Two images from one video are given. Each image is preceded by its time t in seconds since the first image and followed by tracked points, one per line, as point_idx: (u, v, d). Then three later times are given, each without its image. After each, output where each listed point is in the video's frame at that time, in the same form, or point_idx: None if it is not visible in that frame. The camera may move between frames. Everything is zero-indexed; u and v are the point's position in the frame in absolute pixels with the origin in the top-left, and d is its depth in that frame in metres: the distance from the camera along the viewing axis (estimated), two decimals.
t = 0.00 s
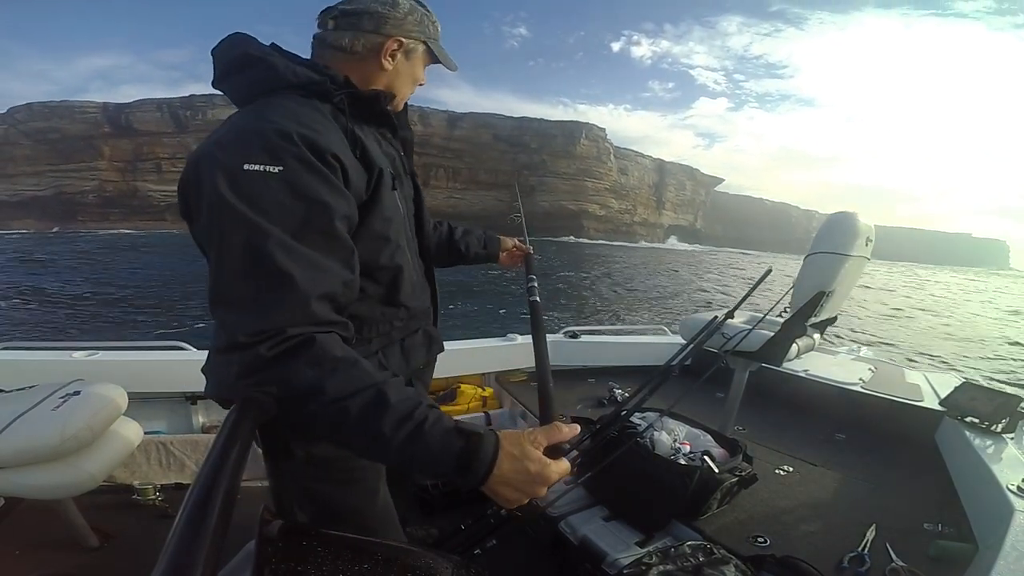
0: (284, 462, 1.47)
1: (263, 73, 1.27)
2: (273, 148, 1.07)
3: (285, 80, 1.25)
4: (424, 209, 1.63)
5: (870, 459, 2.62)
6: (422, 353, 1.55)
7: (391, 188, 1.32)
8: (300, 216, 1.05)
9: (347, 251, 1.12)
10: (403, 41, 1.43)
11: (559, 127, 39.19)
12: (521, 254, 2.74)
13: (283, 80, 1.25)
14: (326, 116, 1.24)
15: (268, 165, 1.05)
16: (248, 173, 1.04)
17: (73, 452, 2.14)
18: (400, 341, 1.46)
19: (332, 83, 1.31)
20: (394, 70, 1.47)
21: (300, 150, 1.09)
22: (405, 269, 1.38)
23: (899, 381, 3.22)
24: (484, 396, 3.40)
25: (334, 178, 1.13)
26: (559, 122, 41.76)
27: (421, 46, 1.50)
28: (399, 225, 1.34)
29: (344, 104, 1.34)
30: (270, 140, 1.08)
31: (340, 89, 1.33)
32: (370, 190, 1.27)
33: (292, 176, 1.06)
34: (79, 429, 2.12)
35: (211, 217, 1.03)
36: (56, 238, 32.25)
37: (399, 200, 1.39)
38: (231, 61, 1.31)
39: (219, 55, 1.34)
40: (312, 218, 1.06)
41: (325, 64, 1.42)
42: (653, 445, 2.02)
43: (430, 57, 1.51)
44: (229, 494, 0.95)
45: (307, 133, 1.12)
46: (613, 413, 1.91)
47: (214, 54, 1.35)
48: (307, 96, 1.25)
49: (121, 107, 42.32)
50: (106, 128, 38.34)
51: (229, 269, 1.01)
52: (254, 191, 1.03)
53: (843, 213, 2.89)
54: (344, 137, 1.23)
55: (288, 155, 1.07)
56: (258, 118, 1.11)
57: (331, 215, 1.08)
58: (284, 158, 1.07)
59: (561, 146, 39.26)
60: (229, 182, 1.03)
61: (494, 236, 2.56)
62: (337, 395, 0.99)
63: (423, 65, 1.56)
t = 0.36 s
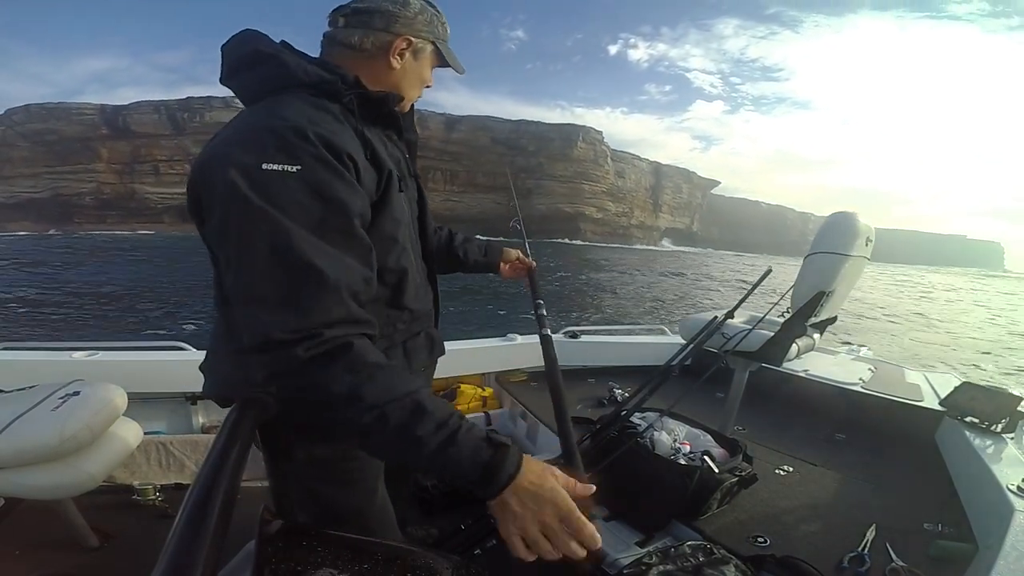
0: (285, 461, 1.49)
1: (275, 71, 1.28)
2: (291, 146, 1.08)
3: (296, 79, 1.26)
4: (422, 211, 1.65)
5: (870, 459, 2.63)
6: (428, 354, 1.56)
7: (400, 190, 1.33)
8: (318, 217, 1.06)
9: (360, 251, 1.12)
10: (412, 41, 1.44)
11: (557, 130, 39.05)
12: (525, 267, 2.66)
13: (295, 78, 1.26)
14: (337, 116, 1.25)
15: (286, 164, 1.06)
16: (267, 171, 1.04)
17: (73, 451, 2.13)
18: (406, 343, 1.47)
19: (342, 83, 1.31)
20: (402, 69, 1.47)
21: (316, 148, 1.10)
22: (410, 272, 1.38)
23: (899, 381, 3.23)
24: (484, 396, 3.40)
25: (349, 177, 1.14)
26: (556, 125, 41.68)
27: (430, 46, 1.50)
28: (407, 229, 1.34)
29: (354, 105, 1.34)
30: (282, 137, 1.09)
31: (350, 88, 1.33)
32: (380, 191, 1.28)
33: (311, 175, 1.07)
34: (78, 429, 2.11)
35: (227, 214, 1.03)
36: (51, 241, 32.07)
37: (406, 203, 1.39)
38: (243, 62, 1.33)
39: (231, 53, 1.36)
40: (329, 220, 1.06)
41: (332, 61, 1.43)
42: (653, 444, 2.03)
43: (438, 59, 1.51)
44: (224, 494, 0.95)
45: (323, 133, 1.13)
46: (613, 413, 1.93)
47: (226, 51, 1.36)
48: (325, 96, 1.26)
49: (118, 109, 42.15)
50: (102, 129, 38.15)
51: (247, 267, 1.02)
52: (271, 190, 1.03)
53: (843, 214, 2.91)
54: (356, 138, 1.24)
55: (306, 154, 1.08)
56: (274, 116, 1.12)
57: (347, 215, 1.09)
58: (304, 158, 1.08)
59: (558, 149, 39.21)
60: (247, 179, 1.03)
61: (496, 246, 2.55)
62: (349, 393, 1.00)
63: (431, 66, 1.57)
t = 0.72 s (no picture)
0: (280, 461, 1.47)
1: (276, 65, 1.28)
2: (321, 143, 1.16)
3: (301, 75, 1.26)
4: (418, 208, 1.60)
5: (870, 459, 2.63)
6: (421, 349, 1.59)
7: (400, 191, 1.35)
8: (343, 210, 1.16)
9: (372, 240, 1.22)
10: (409, 38, 1.44)
11: (554, 130, 38.96)
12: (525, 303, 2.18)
13: (296, 74, 1.26)
14: (339, 115, 1.26)
15: (321, 160, 1.15)
16: (305, 168, 1.13)
17: (72, 452, 2.12)
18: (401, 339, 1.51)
19: (344, 82, 1.31)
20: (398, 67, 1.47)
21: (343, 144, 1.19)
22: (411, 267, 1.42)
23: (898, 381, 3.24)
24: (484, 396, 3.41)
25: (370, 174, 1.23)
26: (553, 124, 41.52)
27: (426, 44, 1.50)
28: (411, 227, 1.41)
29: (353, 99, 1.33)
30: (308, 133, 1.16)
31: (350, 88, 1.32)
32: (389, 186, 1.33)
33: (345, 169, 1.16)
34: (78, 430, 2.11)
35: (261, 204, 1.11)
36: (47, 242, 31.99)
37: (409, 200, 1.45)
38: (241, 54, 1.33)
39: (224, 47, 1.35)
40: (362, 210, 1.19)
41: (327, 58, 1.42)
42: (652, 444, 2.03)
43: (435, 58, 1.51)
44: (226, 492, 0.94)
45: (344, 133, 1.20)
46: (612, 412, 1.94)
47: (224, 40, 1.35)
48: (336, 94, 1.28)
49: (114, 111, 41.97)
50: (97, 131, 38.01)
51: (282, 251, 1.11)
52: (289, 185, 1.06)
53: (843, 213, 2.91)
54: (367, 138, 1.28)
55: (332, 151, 1.17)
56: (287, 111, 1.17)
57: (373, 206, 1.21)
58: (334, 155, 1.16)
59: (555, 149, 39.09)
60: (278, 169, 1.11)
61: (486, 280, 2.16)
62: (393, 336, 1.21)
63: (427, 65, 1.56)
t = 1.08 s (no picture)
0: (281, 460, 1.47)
1: (275, 69, 1.25)
2: (333, 156, 1.13)
3: (305, 80, 1.24)
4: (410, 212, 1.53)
5: (869, 458, 2.64)
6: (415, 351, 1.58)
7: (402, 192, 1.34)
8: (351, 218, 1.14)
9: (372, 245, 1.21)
10: (404, 40, 1.42)
11: (550, 124, 38.90)
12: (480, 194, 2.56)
13: (299, 79, 1.23)
14: (342, 118, 1.24)
15: (331, 172, 1.11)
16: (313, 179, 1.09)
17: (71, 451, 2.10)
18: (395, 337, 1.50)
19: (346, 86, 1.30)
20: (396, 68, 1.46)
21: (353, 156, 1.16)
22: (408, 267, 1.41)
23: (898, 381, 3.24)
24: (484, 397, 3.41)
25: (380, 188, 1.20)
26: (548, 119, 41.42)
27: (419, 43, 1.49)
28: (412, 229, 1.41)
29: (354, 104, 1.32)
30: (319, 144, 1.13)
31: (351, 92, 1.31)
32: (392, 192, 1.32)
33: (356, 184, 1.14)
34: (78, 430, 2.09)
35: (268, 211, 1.08)
36: (40, 242, 31.87)
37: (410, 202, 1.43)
38: (239, 58, 1.28)
39: (218, 44, 1.32)
40: (372, 226, 1.16)
41: (323, 62, 1.38)
42: (652, 444, 2.03)
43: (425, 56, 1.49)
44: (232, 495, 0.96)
45: (353, 142, 1.18)
46: (613, 414, 1.94)
47: (219, 37, 1.32)
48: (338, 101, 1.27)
49: (107, 110, 41.77)
50: (90, 130, 37.88)
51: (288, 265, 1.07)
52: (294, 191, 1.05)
53: (843, 213, 2.90)
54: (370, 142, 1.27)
55: (342, 162, 1.14)
56: (289, 115, 1.15)
57: (382, 222, 1.17)
58: (348, 169, 1.14)
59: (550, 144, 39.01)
60: (289, 178, 1.08)
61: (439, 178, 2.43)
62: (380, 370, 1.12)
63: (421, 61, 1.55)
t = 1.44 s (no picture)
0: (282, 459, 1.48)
1: (256, 71, 1.21)
2: (311, 159, 1.09)
3: (284, 84, 1.21)
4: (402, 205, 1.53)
5: (869, 458, 2.64)
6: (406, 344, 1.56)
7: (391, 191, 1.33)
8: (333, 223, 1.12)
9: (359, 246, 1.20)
10: (383, 38, 1.39)
11: (544, 116, 38.71)
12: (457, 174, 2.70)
13: (280, 82, 1.21)
14: (328, 120, 1.22)
15: (309, 175, 1.08)
16: (290, 183, 1.06)
17: (72, 451, 2.08)
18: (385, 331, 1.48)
19: (328, 88, 1.29)
20: (377, 66, 1.44)
21: (333, 158, 1.12)
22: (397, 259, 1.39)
23: (899, 381, 3.24)
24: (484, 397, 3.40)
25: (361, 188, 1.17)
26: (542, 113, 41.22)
27: (400, 42, 1.47)
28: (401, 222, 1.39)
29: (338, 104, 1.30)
30: (297, 145, 1.09)
31: (335, 93, 1.30)
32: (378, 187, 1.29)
33: (335, 186, 1.10)
34: (79, 430, 2.07)
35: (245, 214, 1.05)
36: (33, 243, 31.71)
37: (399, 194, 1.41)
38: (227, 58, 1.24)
39: (199, 48, 1.28)
40: (351, 227, 1.13)
41: (302, 63, 1.36)
42: (652, 444, 2.02)
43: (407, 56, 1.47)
44: (232, 497, 0.97)
45: (336, 141, 1.15)
46: (613, 413, 1.96)
47: (199, 41, 1.28)
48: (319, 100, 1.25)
49: (97, 109, 41.47)
50: (80, 130, 37.68)
51: (266, 271, 1.04)
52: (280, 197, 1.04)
53: (842, 213, 2.89)
54: (353, 141, 1.24)
55: (322, 163, 1.10)
56: (275, 121, 1.13)
57: (364, 222, 1.14)
58: (326, 170, 1.10)
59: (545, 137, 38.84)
60: (266, 181, 1.05)
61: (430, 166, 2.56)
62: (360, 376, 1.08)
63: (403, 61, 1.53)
